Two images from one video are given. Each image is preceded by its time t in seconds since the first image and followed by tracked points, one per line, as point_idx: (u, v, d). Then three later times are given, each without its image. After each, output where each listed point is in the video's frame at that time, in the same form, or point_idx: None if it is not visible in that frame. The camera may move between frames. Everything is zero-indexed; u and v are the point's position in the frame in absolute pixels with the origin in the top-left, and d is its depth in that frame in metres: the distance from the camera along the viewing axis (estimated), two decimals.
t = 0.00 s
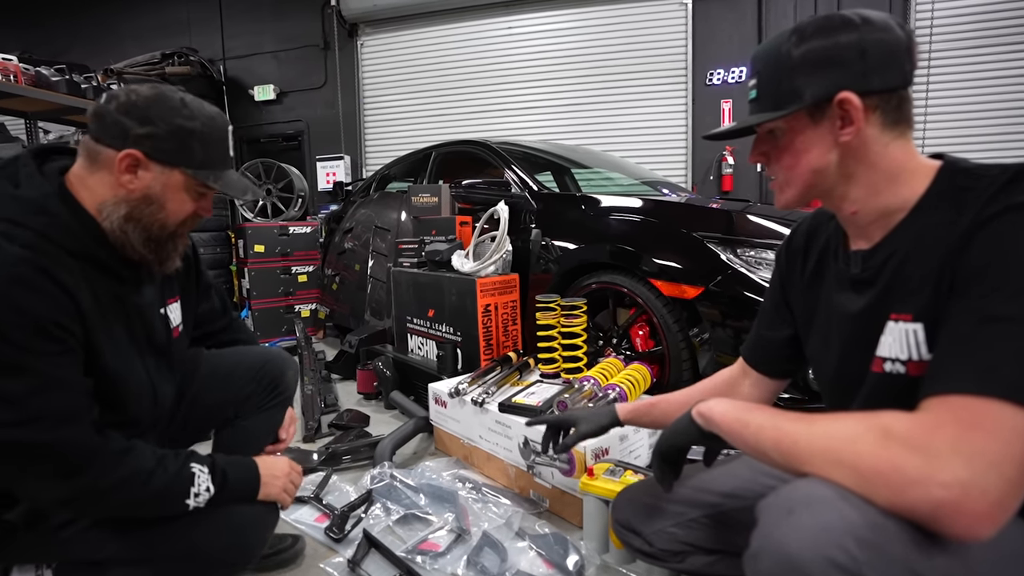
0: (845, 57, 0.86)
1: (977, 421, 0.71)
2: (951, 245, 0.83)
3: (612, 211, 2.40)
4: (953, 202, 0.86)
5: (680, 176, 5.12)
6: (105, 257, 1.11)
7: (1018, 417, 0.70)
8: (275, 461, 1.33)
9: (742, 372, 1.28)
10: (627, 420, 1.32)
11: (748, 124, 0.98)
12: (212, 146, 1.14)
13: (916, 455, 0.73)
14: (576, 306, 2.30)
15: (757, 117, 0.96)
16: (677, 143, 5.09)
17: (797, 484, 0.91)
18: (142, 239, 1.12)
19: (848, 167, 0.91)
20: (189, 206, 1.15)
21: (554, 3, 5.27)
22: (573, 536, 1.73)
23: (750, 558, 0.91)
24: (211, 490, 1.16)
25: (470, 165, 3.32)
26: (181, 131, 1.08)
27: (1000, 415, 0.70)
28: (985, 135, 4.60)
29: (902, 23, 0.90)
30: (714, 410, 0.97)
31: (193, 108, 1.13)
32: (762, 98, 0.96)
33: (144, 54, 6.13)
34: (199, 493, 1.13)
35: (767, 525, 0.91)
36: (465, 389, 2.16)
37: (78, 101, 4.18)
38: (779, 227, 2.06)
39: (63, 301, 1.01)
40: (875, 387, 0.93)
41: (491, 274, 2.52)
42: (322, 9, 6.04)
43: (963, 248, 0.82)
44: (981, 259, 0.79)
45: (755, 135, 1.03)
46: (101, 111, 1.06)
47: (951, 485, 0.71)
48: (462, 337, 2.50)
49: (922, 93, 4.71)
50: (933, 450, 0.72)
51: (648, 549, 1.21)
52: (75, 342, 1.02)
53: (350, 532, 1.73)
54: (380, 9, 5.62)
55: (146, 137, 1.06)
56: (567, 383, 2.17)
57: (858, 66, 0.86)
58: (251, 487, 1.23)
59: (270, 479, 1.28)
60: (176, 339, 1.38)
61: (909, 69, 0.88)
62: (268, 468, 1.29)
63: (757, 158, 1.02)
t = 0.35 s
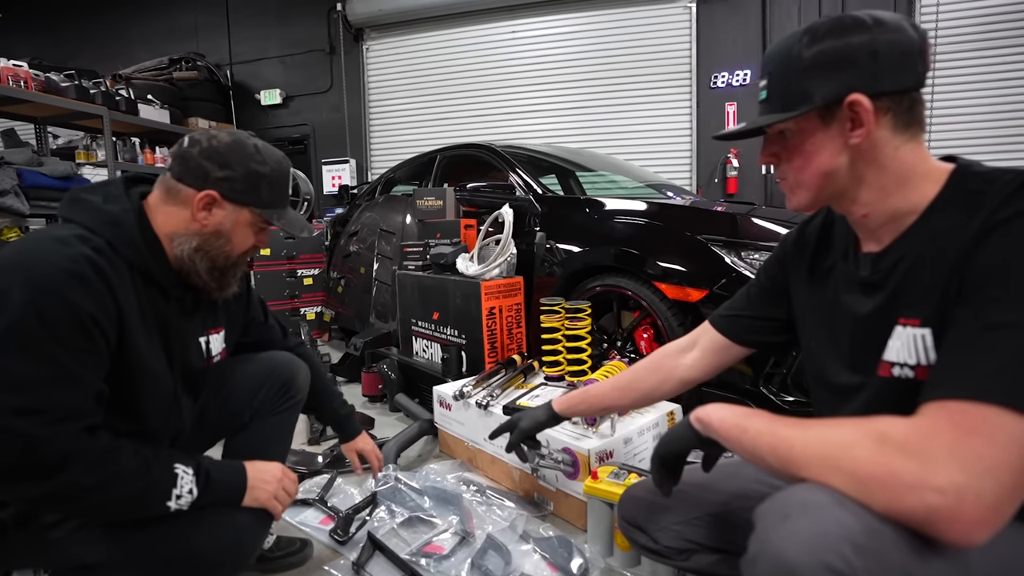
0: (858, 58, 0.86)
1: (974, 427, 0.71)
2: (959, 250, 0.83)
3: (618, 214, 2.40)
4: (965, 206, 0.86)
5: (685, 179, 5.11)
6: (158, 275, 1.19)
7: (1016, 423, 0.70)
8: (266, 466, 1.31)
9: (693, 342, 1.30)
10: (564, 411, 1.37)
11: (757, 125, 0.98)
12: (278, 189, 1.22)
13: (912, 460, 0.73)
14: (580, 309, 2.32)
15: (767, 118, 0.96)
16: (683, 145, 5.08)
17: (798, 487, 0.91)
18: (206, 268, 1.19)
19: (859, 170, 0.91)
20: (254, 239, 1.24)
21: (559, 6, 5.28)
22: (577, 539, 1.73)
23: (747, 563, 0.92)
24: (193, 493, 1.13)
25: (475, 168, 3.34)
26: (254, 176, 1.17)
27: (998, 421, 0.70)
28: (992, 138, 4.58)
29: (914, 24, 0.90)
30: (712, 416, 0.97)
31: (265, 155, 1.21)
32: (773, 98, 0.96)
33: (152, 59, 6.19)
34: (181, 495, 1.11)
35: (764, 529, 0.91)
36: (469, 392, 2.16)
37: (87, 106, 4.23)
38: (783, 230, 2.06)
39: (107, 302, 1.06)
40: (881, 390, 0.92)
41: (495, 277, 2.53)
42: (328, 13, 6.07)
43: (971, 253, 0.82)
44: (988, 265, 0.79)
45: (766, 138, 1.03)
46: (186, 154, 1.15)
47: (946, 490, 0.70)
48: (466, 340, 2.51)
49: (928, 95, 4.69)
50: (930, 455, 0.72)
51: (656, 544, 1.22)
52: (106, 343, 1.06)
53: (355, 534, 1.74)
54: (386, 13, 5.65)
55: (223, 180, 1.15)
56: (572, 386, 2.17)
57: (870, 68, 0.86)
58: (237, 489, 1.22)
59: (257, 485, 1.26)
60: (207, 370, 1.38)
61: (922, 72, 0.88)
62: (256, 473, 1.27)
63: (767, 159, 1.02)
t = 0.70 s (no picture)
0: (850, 60, 0.86)
1: (970, 427, 0.71)
2: (958, 251, 0.84)
3: (618, 214, 2.40)
4: (965, 207, 0.86)
5: (687, 178, 5.11)
6: (213, 284, 1.23)
7: (1010, 424, 0.70)
8: (190, 520, 1.08)
9: (703, 350, 1.30)
10: (578, 416, 1.36)
11: (755, 128, 0.98)
12: (340, 224, 1.25)
13: (905, 459, 0.73)
14: (581, 308, 2.33)
15: (764, 121, 0.97)
16: (684, 145, 5.08)
17: (795, 485, 0.92)
18: (264, 290, 1.23)
19: (855, 170, 0.91)
20: (313, 269, 1.27)
21: (560, 5, 5.27)
22: (577, 538, 1.73)
23: (742, 560, 0.93)
24: (81, 512, 0.99)
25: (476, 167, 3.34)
26: (321, 211, 1.21)
27: (990, 421, 0.70)
28: (994, 138, 4.57)
29: (910, 24, 0.90)
30: (711, 413, 0.98)
31: (334, 193, 1.25)
32: (770, 101, 0.96)
33: (153, 58, 6.18)
34: (70, 507, 0.98)
35: (758, 528, 0.92)
36: (470, 391, 2.17)
37: (88, 105, 4.22)
38: (783, 230, 2.06)
39: (145, 291, 1.10)
40: (877, 390, 0.93)
41: (496, 276, 2.53)
42: (328, 12, 6.06)
43: (970, 253, 0.82)
44: (986, 266, 0.79)
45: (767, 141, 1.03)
46: (264, 185, 1.21)
47: (937, 490, 0.71)
48: (467, 339, 2.51)
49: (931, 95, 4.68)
50: (922, 455, 0.72)
51: (654, 545, 1.22)
52: (128, 327, 1.08)
53: (356, 532, 1.74)
54: (386, 12, 5.63)
55: (293, 212, 1.19)
56: (572, 384, 2.18)
57: (864, 69, 0.86)
58: (131, 530, 1.02)
59: (159, 539, 1.04)
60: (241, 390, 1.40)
61: (917, 70, 0.87)
62: (169, 524, 1.05)
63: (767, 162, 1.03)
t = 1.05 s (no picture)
0: (837, 61, 0.86)
1: (959, 423, 0.70)
2: (953, 249, 0.83)
3: (618, 211, 2.40)
4: (961, 204, 0.86)
5: (687, 176, 5.11)
6: (214, 282, 1.22)
7: (996, 420, 0.70)
8: (211, 507, 1.13)
9: (711, 351, 1.30)
10: (584, 416, 1.37)
11: (750, 129, 0.99)
12: (337, 227, 1.21)
13: (892, 455, 0.73)
14: (581, 305, 2.32)
15: (759, 121, 0.97)
16: (684, 142, 5.08)
17: (788, 481, 0.92)
18: (258, 290, 1.21)
19: (849, 168, 0.91)
20: (309, 271, 1.24)
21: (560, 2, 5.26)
22: (576, 535, 1.73)
23: (731, 556, 0.93)
24: (107, 505, 1.02)
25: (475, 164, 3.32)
26: (316, 214, 1.18)
27: (977, 417, 0.70)
28: (993, 135, 4.58)
29: (898, 22, 0.89)
30: (706, 410, 0.98)
31: (332, 194, 1.21)
32: (762, 102, 0.97)
33: (150, 54, 6.15)
34: (95, 502, 1.01)
35: (747, 523, 0.92)
36: (469, 388, 2.17)
37: (84, 101, 4.16)
38: (784, 227, 2.05)
39: (148, 293, 1.10)
40: (874, 387, 0.92)
41: (496, 273, 2.53)
42: (327, 8, 6.03)
43: (964, 250, 0.82)
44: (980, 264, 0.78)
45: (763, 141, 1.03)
46: (261, 184, 1.19)
47: (921, 485, 0.70)
48: (467, 337, 2.51)
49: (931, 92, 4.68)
50: (909, 451, 0.72)
51: (653, 540, 1.22)
52: (133, 330, 1.08)
53: (355, 529, 1.74)
54: (386, 8, 5.61)
55: (288, 213, 1.17)
56: (572, 381, 2.19)
57: (849, 69, 0.85)
58: (155, 522, 1.05)
59: (183, 527, 1.08)
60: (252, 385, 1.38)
61: (907, 68, 0.87)
62: (193, 512, 1.10)
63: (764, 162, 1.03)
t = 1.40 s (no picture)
0: (838, 56, 0.86)
1: (950, 420, 0.70)
2: (947, 247, 0.83)
3: (616, 208, 2.39)
4: (958, 201, 0.86)
5: (684, 173, 5.11)
6: (202, 279, 1.21)
7: (988, 417, 0.69)
8: (211, 505, 1.11)
9: (712, 351, 1.29)
10: (586, 415, 1.37)
11: (749, 125, 0.99)
12: (323, 225, 1.21)
13: (884, 452, 0.73)
14: (579, 303, 2.31)
15: (759, 117, 0.97)
16: (682, 140, 5.08)
17: (783, 477, 0.92)
18: (243, 288, 1.21)
19: (848, 165, 0.91)
20: (293, 269, 1.24)
21: None
22: (576, 532, 1.73)
23: (723, 552, 0.93)
24: (106, 508, 1.00)
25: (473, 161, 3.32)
26: (300, 211, 1.17)
27: (968, 413, 0.70)
28: (991, 133, 4.59)
29: (899, 17, 0.89)
30: (702, 407, 0.98)
31: (317, 191, 1.20)
32: (762, 98, 0.97)
33: (147, 51, 6.13)
34: (93, 506, 0.99)
35: (739, 519, 0.92)
36: (468, 385, 2.17)
37: (80, 98, 4.21)
38: (784, 225, 2.05)
39: (137, 293, 1.09)
40: (869, 385, 0.92)
41: (494, 271, 2.53)
42: (325, 5, 6.01)
43: (959, 248, 0.82)
44: (972, 261, 0.79)
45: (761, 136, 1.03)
46: (244, 181, 1.18)
47: (911, 481, 0.71)
48: (465, 334, 2.50)
49: (928, 90, 4.68)
50: (900, 446, 0.72)
51: (650, 536, 1.22)
52: (123, 331, 1.07)
53: (354, 527, 1.74)
54: (384, 6, 5.60)
55: (272, 211, 1.16)
56: (570, 379, 2.19)
57: (852, 65, 0.85)
58: (154, 524, 1.03)
59: (184, 527, 1.05)
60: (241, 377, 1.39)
61: (907, 64, 0.86)
62: (193, 512, 1.07)
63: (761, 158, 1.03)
